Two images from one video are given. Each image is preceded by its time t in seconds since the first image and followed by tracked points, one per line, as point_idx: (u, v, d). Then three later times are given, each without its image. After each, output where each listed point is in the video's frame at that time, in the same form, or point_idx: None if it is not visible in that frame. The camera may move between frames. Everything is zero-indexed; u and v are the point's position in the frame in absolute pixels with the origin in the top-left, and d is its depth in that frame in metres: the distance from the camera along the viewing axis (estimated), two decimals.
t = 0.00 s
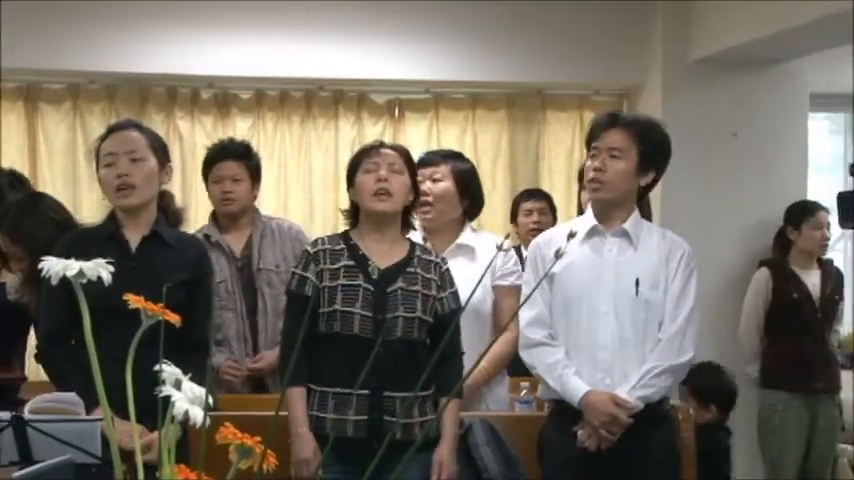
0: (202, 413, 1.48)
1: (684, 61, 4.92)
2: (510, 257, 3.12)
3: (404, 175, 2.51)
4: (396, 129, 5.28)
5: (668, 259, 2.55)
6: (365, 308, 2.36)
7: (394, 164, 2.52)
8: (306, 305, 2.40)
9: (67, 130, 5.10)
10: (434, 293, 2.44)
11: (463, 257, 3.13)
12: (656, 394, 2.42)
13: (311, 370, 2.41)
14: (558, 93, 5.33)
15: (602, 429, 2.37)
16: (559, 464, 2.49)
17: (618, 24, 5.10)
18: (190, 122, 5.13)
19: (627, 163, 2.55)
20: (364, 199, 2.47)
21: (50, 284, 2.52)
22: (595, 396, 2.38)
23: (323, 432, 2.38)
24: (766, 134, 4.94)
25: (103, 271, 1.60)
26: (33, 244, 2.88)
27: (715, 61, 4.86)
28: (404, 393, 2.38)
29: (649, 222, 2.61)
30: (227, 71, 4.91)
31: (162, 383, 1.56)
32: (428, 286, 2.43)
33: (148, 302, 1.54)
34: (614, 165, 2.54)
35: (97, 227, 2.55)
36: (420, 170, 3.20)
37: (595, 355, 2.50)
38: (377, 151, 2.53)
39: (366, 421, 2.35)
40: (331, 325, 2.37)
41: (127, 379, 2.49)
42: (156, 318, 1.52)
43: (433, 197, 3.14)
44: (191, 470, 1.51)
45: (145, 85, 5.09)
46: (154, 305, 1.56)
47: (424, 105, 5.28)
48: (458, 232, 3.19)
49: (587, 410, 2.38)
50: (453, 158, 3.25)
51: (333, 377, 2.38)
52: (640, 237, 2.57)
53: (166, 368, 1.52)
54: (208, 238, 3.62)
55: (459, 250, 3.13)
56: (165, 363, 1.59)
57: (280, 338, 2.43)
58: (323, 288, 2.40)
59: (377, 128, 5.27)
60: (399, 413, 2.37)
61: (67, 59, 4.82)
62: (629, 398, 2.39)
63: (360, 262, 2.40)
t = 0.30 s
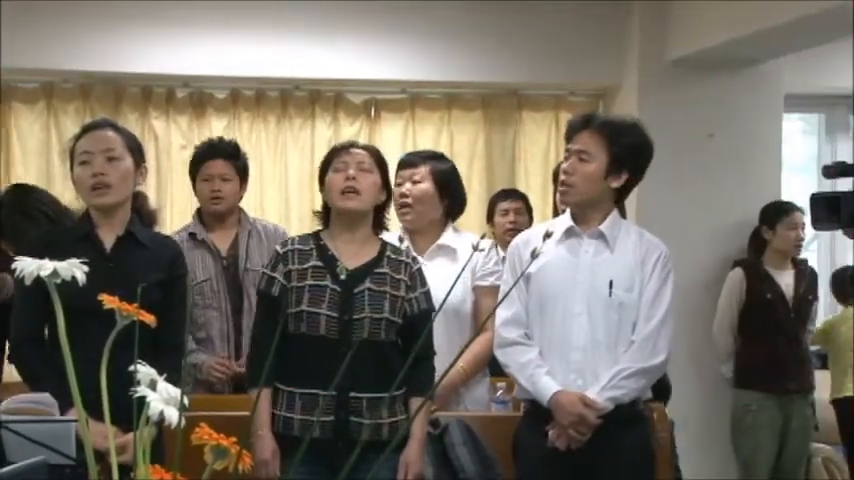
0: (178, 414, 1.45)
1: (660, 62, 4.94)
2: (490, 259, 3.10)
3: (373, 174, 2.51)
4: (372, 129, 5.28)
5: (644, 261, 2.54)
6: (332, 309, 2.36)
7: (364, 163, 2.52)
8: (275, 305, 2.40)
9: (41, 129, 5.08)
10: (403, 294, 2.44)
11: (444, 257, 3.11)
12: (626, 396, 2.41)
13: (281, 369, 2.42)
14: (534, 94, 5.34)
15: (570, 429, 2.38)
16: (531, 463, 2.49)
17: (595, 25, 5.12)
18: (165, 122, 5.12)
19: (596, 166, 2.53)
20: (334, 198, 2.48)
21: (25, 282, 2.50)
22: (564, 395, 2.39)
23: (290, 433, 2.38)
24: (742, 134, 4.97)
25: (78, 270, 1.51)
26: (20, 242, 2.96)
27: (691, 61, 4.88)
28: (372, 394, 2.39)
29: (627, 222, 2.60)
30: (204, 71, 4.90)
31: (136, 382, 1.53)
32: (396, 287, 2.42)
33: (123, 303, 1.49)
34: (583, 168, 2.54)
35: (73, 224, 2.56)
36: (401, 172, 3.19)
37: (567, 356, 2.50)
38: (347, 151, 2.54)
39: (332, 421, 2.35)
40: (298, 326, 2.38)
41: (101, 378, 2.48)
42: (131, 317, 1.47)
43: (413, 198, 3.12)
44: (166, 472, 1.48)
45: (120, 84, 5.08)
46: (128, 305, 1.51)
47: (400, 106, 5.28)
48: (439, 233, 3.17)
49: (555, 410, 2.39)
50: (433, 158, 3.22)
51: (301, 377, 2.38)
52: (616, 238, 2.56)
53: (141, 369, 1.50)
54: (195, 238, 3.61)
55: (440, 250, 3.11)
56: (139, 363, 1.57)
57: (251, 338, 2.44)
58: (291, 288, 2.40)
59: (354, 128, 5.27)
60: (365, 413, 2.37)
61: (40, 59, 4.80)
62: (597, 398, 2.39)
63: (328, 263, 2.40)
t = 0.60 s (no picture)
0: (154, 415, 1.45)
1: (636, 62, 4.96)
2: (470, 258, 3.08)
3: (335, 173, 2.52)
4: (349, 129, 5.27)
5: (620, 261, 2.52)
6: (300, 309, 2.36)
7: (326, 163, 2.53)
8: (244, 309, 2.40)
9: (15, 128, 5.04)
10: (371, 291, 2.44)
11: (423, 257, 3.10)
12: (599, 396, 2.40)
13: (252, 372, 2.41)
14: (510, 94, 5.36)
15: (541, 429, 2.38)
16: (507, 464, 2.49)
17: (570, 26, 5.14)
18: (141, 121, 5.10)
19: (572, 166, 2.53)
20: (298, 199, 2.48)
21: None
22: (535, 396, 2.39)
23: (260, 434, 2.37)
24: (718, 134, 4.99)
25: (52, 271, 1.50)
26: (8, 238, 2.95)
27: (667, 62, 4.91)
28: (344, 394, 2.38)
29: (605, 221, 2.59)
30: (179, 71, 4.88)
31: (111, 384, 1.53)
32: (364, 285, 2.42)
33: (97, 303, 1.48)
34: (559, 170, 2.54)
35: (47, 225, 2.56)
36: (381, 173, 3.17)
37: (542, 356, 2.49)
38: (308, 151, 2.55)
39: (304, 422, 2.35)
40: (267, 328, 2.37)
41: (75, 379, 2.47)
42: (107, 318, 1.47)
43: (393, 199, 3.11)
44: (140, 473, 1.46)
45: (95, 84, 5.06)
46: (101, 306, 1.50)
47: (377, 106, 5.28)
48: (419, 233, 3.16)
49: (526, 411, 2.39)
50: (413, 158, 3.19)
51: (272, 379, 2.37)
52: (594, 237, 2.55)
53: (116, 369, 1.49)
54: (199, 235, 3.59)
55: (420, 250, 3.10)
56: (113, 364, 1.56)
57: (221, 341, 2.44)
58: (258, 291, 2.40)
59: (330, 128, 5.26)
60: (337, 413, 2.37)
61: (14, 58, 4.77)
62: (568, 399, 2.39)
63: (295, 264, 2.40)
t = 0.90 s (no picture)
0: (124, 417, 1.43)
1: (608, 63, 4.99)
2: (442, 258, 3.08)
3: (296, 172, 2.51)
4: (321, 128, 5.26)
5: (594, 260, 2.52)
6: (272, 310, 2.35)
7: (286, 162, 2.51)
8: (212, 312, 2.39)
9: None
10: (339, 290, 2.43)
11: (397, 257, 3.08)
12: (574, 395, 2.40)
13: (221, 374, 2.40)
14: (483, 94, 5.36)
15: (518, 430, 2.39)
16: (484, 464, 2.50)
17: (542, 27, 5.16)
18: (112, 120, 5.06)
19: (544, 169, 2.53)
20: (262, 201, 2.46)
21: None
22: (511, 396, 2.40)
23: (231, 438, 2.36)
24: (689, 135, 5.02)
25: (21, 271, 1.49)
26: None
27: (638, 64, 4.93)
28: (316, 394, 2.38)
29: (579, 221, 2.59)
30: (148, 70, 4.85)
31: (81, 385, 1.51)
32: (333, 284, 2.42)
33: (66, 302, 1.47)
34: (530, 172, 2.53)
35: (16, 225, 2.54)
36: (356, 173, 3.14)
37: (517, 356, 2.50)
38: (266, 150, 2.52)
39: (278, 423, 2.34)
40: (237, 330, 2.35)
41: (44, 380, 2.45)
42: (76, 318, 1.45)
43: (366, 200, 3.09)
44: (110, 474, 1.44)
45: (65, 83, 5.02)
46: (71, 304, 1.49)
47: (349, 105, 5.27)
48: (394, 233, 3.14)
49: (504, 412, 2.40)
50: (388, 159, 3.16)
51: (243, 380, 2.36)
52: (568, 239, 2.55)
53: (86, 369, 1.47)
54: (200, 230, 3.57)
55: (394, 251, 3.09)
56: (82, 365, 1.54)
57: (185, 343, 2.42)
58: (226, 293, 2.39)
59: (302, 128, 5.24)
60: (310, 413, 2.36)
61: None
62: (544, 398, 2.39)
63: (263, 265, 2.39)
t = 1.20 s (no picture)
0: (92, 417, 1.42)
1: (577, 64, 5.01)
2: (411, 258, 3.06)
3: (258, 170, 2.49)
4: (292, 128, 5.25)
5: (567, 260, 2.53)
6: (244, 311, 2.34)
7: (247, 160, 2.49)
8: (181, 313, 2.36)
9: None
10: (307, 290, 2.43)
11: (365, 257, 3.04)
12: (549, 395, 2.41)
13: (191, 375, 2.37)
14: (453, 94, 5.36)
15: (493, 429, 2.39)
16: (455, 463, 2.50)
17: (511, 27, 5.17)
18: (80, 119, 5.01)
19: (517, 171, 2.53)
20: (227, 201, 2.44)
21: None
22: (487, 396, 2.39)
23: (202, 439, 2.34)
24: (658, 135, 5.05)
25: None
26: None
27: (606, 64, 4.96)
28: (288, 394, 2.37)
29: (551, 221, 2.60)
30: (124, 68, 4.83)
31: (49, 385, 1.49)
32: (301, 284, 2.42)
33: (33, 302, 1.47)
34: (505, 174, 2.54)
35: None
36: (324, 172, 3.12)
37: (490, 356, 2.49)
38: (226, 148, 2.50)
39: (250, 424, 2.33)
40: (208, 331, 2.34)
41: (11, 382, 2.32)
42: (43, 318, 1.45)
43: (335, 199, 3.07)
44: (78, 474, 1.43)
45: (33, 81, 4.97)
46: (37, 303, 1.50)
47: (319, 105, 5.26)
48: (362, 232, 3.10)
49: (479, 412, 2.39)
50: (356, 158, 3.15)
51: (214, 381, 2.34)
52: (541, 239, 2.55)
53: (53, 369, 1.45)
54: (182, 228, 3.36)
55: (362, 251, 3.04)
56: (51, 365, 1.53)
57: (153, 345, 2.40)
58: (195, 295, 2.37)
59: (273, 128, 5.22)
60: (282, 413, 2.36)
61: None
62: (520, 398, 2.40)
63: (231, 265, 2.37)
